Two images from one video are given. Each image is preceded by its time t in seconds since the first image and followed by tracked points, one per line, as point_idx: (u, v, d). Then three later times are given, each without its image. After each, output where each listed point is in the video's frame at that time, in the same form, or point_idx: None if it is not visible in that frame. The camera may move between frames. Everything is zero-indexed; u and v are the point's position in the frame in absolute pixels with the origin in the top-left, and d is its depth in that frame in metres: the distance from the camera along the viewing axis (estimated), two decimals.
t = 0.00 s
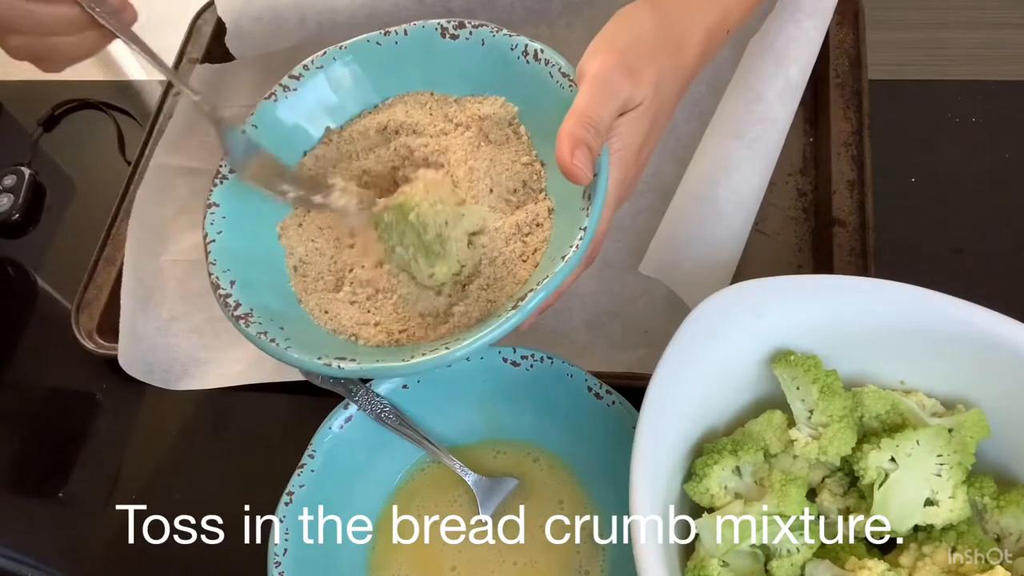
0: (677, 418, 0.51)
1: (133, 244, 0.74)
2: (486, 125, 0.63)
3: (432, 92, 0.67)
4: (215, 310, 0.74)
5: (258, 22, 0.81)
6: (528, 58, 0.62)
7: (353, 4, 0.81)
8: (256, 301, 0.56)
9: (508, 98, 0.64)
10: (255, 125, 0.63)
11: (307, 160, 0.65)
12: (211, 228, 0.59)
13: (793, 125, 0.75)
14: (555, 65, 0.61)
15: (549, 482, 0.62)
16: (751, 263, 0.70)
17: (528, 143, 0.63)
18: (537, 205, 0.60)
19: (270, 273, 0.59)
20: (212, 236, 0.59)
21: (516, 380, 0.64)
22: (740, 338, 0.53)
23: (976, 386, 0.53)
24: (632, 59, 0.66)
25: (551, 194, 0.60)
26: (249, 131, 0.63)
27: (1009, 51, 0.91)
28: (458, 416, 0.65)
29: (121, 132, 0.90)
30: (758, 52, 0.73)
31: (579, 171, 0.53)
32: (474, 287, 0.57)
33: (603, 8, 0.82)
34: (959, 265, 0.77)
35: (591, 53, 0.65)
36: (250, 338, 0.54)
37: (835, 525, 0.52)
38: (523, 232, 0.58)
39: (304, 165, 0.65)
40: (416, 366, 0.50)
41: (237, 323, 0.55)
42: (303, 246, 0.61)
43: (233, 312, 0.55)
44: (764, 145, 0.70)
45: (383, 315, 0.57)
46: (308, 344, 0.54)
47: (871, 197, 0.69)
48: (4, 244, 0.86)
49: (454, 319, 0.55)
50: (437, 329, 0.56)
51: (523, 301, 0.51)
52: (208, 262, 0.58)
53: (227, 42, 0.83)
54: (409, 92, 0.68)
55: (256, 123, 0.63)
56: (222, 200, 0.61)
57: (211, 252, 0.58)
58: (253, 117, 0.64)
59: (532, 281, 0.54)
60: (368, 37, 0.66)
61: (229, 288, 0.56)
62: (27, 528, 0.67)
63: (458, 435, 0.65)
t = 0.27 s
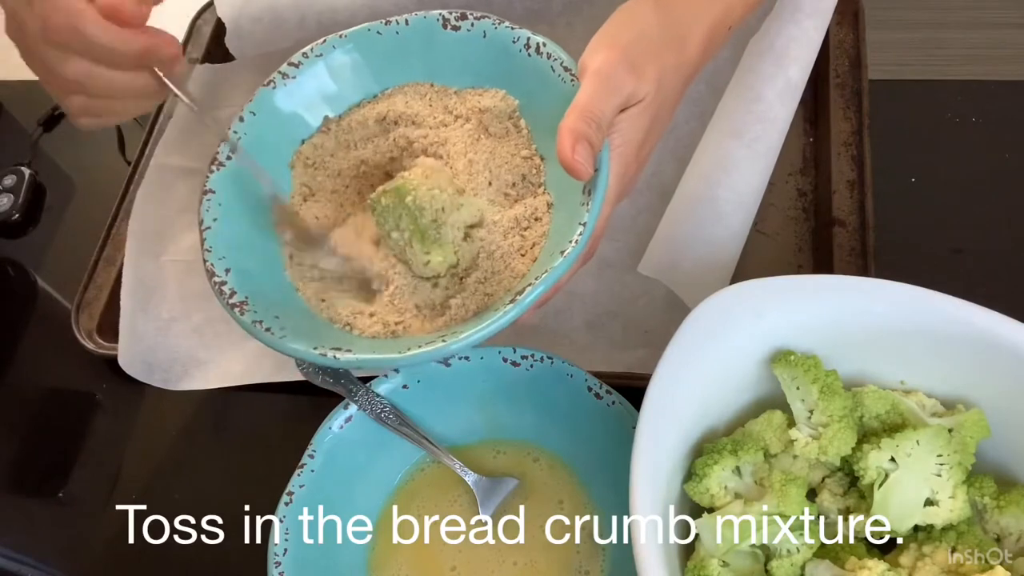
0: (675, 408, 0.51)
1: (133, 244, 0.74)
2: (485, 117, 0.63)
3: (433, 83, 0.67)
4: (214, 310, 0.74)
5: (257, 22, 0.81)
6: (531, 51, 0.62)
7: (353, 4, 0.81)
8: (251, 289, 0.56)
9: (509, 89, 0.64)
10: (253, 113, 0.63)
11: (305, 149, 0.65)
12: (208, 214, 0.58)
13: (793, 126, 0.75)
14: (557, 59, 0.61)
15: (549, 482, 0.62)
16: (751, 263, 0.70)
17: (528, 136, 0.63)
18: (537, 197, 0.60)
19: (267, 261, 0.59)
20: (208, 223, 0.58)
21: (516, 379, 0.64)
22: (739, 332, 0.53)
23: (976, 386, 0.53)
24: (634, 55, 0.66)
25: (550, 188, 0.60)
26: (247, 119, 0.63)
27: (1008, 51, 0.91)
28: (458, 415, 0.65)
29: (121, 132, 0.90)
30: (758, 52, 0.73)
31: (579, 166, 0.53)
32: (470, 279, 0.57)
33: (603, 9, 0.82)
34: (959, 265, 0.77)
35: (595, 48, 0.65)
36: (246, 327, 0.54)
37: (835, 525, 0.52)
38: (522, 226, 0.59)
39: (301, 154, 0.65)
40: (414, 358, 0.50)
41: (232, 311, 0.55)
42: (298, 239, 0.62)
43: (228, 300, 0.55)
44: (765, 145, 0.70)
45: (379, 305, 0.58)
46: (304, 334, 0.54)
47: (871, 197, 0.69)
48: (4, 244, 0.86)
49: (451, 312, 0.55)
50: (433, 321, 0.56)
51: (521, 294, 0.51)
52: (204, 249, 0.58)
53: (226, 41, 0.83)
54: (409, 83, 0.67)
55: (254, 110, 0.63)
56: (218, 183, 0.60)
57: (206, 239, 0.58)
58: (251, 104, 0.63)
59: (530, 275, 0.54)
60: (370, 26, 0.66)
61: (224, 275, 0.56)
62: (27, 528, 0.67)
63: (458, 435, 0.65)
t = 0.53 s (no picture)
0: (680, 413, 0.51)
1: (133, 244, 0.74)
2: (489, 120, 0.64)
3: (435, 88, 0.67)
4: (215, 310, 0.74)
5: (258, 22, 0.81)
6: (533, 54, 0.63)
7: (353, 4, 0.82)
8: (260, 297, 0.56)
9: (512, 93, 0.65)
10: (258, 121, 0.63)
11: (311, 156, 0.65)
12: (214, 224, 0.59)
13: (793, 126, 0.75)
14: (560, 61, 0.61)
15: (549, 482, 0.62)
16: (751, 263, 0.70)
17: (531, 138, 0.63)
18: (539, 202, 0.60)
19: (273, 271, 0.59)
20: (214, 232, 0.58)
21: (516, 379, 0.64)
22: (743, 336, 0.53)
23: (976, 386, 0.53)
24: (637, 55, 0.66)
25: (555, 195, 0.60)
26: (253, 128, 0.63)
27: (1008, 51, 0.91)
28: (459, 415, 0.65)
29: (121, 132, 0.90)
30: (758, 52, 0.73)
31: (583, 168, 0.52)
32: (475, 284, 0.57)
33: (604, 9, 0.82)
34: (959, 265, 0.77)
35: (597, 49, 0.65)
36: (254, 335, 0.54)
37: (835, 525, 0.52)
38: (527, 229, 0.58)
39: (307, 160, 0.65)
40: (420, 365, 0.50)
41: (240, 320, 0.55)
42: (305, 243, 0.61)
43: (236, 309, 0.55)
44: (766, 145, 0.70)
45: (384, 310, 0.57)
46: (311, 342, 0.54)
47: (871, 196, 0.69)
48: (4, 244, 0.86)
49: (458, 317, 0.55)
50: (439, 326, 0.56)
51: (527, 299, 0.51)
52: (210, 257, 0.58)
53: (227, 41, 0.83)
54: (411, 87, 0.68)
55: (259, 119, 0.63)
56: (224, 195, 0.60)
57: (213, 248, 0.58)
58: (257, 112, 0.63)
59: (536, 279, 0.54)
60: (373, 32, 0.66)
61: (231, 284, 0.56)
62: (27, 528, 0.67)
63: (458, 435, 0.65)
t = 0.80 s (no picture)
0: (679, 406, 0.51)
1: (133, 244, 0.74)
2: (487, 115, 0.64)
3: (434, 81, 0.67)
4: (214, 309, 0.74)
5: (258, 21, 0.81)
6: (531, 49, 0.62)
7: (353, 4, 0.82)
8: (256, 290, 0.56)
9: (509, 88, 0.65)
10: (257, 114, 0.63)
11: (308, 151, 0.65)
12: (212, 218, 0.58)
13: (793, 126, 0.75)
14: (557, 57, 0.61)
15: (550, 481, 0.62)
16: (751, 263, 0.70)
17: (528, 135, 0.63)
18: (536, 199, 0.60)
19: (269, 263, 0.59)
20: (212, 226, 0.58)
21: (516, 379, 0.64)
22: (741, 333, 0.53)
23: (976, 386, 0.53)
24: (634, 54, 0.66)
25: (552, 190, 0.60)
26: (251, 121, 0.63)
27: (1009, 51, 0.91)
28: (458, 414, 0.65)
29: (121, 132, 0.90)
30: (760, 53, 0.73)
31: (579, 165, 0.53)
32: (471, 278, 0.57)
33: (604, 9, 0.82)
34: (959, 265, 0.77)
35: (594, 47, 0.65)
36: (249, 329, 0.53)
37: (835, 525, 0.52)
38: (523, 225, 0.59)
39: (305, 155, 0.64)
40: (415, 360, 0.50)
41: (236, 313, 0.54)
42: (303, 237, 0.61)
43: (233, 302, 0.55)
44: (765, 145, 0.70)
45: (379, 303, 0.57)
46: (308, 337, 0.54)
47: (871, 196, 0.69)
48: (4, 244, 0.86)
49: (452, 312, 0.55)
50: (433, 321, 0.55)
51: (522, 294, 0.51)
52: (208, 251, 0.57)
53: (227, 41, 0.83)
54: (409, 82, 0.67)
55: (257, 112, 0.63)
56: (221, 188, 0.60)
57: (211, 241, 0.57)
58: (254, 105, 0.63)
59: (531, 276, 0.54)
60: (371, 26, 0.66)
61: (228, 278, 0.56)
62: (27, 528, 0.67)
63: (458, 435, 0.65)
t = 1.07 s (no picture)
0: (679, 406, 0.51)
1: (133, 244, 0.74)
2: (488, 115, 0.64)
3: (436, 82, 0.67)
4: (214, 309, 0.74)
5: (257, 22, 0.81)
6: (533, 51, 0.63)
7: (353, 5, 0.82)
8: (253, 285, 0.56)
9: (512, 89, 0.65)
10: (258, 111, 0.64)
11: (308, 148, 0.65)
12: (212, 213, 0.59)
13: (793, 126, 0.75)
14: (559, 59, 0.61)
15: (550, 481, 0.62)
16: (751, 263, 0.70)
17: (528, 135, 0.63)
18: (536, 198, 0.60)
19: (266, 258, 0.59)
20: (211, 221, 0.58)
21: (516, 379, 0.64)
22: (742, 333, 0.53)
23: (976, 386, 0.53)
24: (634, 56, 0.66)
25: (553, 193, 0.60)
26: (252, 117, 0.63)
27: (1009, 51, 0.91)
28: (458, 414, 0.65)
29: (121, 132, 0.90)
30: (760, 53, 0.73)
31: (578, 166, 0.53)
32: (468, 277, 0.57)
33: (604, 9, 0.82)
34: (959, 265, 0.77)
35: (594, 50, 0.65)
36: (246, 324, 0.54)
37: (835, 525, 0.52)
38: (522, 226, 0.59)
39: (305, 152, 0.65)
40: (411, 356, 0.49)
41: (233, 308, 0.54)
42: (301, 234, 0.61)
43: (230, 297, 0.55)
44: (765, 145, 0.70)
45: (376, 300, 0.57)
46: (304, 332, 0.54)
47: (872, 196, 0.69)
48: (4, 244, 0.86)
49: (449, 310, 0.55)
50: (430, 318, 0.55)
51: (519, 294, 0.51)
52: (206, 245, 0.57)
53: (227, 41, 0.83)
54: (411, 82, 0.68)
55: (258, 108, 0.64)
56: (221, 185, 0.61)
57: (210, 235, 0.57)
58: (256, 102, 0.64)
59: (528, 275, 0.54)
60: (375, 25, 0.66)
61: (225, 272, 0.56)
62: (27, 528, 0.67)
63: (458, 435, 0.65)
